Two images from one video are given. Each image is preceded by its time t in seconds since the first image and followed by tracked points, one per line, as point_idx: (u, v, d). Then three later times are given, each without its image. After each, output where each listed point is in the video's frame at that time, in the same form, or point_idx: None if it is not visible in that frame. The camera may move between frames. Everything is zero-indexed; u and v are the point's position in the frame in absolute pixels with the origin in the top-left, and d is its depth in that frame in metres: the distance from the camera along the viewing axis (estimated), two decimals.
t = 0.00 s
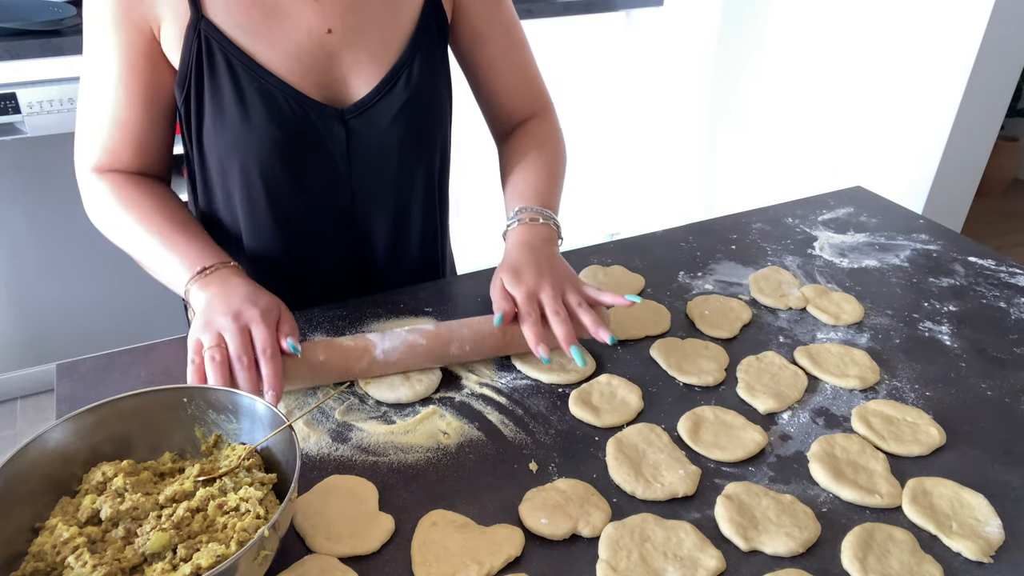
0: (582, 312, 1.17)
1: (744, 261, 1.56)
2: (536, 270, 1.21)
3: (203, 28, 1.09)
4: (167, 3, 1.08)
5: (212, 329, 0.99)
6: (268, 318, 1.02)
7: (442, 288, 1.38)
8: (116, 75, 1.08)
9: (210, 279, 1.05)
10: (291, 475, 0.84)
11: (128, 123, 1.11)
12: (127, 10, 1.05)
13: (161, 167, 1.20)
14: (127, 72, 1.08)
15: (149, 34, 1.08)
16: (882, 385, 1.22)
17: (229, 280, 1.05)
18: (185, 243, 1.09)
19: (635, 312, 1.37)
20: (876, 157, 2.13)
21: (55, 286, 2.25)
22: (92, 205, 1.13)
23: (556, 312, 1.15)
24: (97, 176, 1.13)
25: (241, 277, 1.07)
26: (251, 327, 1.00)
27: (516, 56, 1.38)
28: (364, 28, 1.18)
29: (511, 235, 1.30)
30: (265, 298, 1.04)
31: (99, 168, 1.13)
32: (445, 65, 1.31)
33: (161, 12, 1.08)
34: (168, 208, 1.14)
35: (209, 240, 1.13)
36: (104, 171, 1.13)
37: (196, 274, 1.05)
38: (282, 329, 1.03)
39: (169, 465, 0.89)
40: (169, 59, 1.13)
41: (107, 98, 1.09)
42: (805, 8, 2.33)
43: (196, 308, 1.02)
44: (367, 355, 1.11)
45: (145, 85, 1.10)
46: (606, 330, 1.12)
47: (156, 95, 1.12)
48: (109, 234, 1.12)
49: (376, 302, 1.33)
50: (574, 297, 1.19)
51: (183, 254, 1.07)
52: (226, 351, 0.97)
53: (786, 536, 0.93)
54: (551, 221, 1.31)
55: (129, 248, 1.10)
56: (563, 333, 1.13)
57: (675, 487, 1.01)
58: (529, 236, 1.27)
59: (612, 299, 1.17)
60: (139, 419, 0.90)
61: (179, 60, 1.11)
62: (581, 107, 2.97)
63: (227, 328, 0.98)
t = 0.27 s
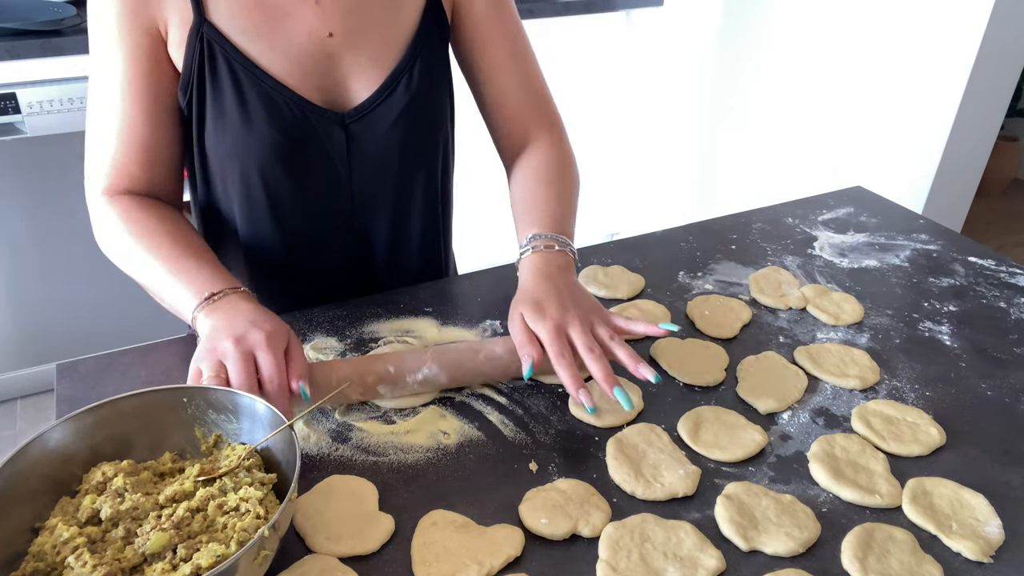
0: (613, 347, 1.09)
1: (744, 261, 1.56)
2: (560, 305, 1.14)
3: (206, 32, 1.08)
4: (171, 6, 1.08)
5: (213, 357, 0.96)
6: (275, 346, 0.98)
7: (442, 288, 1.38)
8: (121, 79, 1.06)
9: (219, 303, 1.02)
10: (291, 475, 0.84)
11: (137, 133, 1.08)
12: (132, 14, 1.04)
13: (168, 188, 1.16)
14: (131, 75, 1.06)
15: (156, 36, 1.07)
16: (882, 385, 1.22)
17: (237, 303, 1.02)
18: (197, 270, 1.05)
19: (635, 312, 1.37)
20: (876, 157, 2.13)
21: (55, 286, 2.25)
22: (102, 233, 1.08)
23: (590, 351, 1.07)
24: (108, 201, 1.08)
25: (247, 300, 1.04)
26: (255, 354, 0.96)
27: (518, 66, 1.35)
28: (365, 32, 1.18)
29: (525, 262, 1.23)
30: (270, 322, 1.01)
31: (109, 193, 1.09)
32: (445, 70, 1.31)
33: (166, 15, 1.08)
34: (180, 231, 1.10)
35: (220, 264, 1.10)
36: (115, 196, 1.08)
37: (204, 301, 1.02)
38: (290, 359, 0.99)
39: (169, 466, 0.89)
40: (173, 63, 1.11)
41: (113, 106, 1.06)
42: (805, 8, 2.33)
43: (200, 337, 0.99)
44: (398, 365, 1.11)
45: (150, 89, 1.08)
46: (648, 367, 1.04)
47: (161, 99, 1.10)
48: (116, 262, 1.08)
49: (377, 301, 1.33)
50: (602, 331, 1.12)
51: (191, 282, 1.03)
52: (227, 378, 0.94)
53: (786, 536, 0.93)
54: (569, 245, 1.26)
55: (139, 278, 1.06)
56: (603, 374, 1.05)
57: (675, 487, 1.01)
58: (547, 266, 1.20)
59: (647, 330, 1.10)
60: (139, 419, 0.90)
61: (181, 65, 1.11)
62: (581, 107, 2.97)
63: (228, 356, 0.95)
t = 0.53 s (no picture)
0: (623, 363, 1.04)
1: (744, 262, 1.56)
2: (569, 318, 1.10)
3: (207, 35, 1.08)
4: (174, 6, 1.07)
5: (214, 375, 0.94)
6: (276, 360, 0.95)
7: (442, 287, 1.38)
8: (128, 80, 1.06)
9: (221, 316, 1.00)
10: (291, 475, 0.84)
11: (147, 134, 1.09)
12: (137, 17, 1.04)
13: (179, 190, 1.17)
14: (139, 76, 1.07)
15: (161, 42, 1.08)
16: (882, 385, 1.22)
17: (237, 315, 1.00)
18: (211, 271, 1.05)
19: (636, 312, 1.37)
20: (876, 157, 2.13)
21: (55, 286, 2.25)
22: (119, 241, 1.07)
23: (599, 368, 1.03)
24: (125, 208, 1.07)
25: (250, 310, 1.00)
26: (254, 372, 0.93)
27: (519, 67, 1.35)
28: (367, 34, 1.19)
29: (532, 276, 1.20)
30: (272, 333, 0.98)
31: (126, 200, 1.08)
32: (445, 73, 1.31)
33: (170, 17, 1.08)
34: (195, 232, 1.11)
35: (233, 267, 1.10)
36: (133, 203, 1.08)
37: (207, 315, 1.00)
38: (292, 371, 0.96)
39: (169, 466, 0.89)
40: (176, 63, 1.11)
41: (122, 107, 1.07)
42: (805, 8, 2.33)
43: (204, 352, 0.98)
44: (401, 386, 1.07)
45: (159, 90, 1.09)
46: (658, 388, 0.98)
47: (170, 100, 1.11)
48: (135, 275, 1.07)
49: (377, 301, 1.33)
50: (612, 347, 1.07)
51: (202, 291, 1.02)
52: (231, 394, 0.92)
53: (786, 536, 0.93)
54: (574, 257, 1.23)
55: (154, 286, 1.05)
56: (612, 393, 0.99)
57: (675, 487, 1.01)
58: (555, 281, 1.17)
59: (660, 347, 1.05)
60: (139, 419, 0.90)
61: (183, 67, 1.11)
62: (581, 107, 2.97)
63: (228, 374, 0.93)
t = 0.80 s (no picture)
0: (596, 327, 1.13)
1: (744, 261, 1.56)
2: (547, 285, 1.18)
3: (205, 36, 1.08)
4: (171, 6, 1.07)
5: (219, 342, 0.97)
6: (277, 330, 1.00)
7: (442, 287, 1.38)
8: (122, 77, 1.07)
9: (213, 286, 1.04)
10: (291, 475, 0.84)
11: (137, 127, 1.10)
12: (132, 17, 1.04)
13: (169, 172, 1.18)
14: (132, 73, 1.07)
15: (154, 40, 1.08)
16: (882, 385, 1.22)
17: (234, 288, 1.04)
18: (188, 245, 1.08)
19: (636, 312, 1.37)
20: (875, 158, 2.13)
21: (55, 286, 2.25)
22: (103, 216, 1.11)
23: (571, 331, 1.12)
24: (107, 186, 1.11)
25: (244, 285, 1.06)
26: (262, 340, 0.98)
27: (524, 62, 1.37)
28: (367, 35, 1.18)
29: (517, 246, 1.26)
30: (273, 307, 1.03)
31: (108, 178, 1.11)
32: (443, 74, 1.31)
33: (165, 17, 1.08)
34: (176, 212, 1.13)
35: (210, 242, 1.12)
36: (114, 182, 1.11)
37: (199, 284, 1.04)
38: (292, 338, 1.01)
39: (169, 466, 0.89)
40: (172, 64, 1.12)
41: (112, 100, 1.08)
42: (805, 8, 2.33)
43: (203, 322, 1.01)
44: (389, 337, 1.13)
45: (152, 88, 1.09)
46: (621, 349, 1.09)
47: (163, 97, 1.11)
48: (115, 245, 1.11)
49: (377, 301, 1.33)
50: (586, 312, 1.16)
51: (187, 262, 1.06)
52: (237, 363, 0.96)
53: (786, 536, 0.93)
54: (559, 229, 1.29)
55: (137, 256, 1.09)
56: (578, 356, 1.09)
57: (675, 487, 1.01)
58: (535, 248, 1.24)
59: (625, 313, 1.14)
60: (139, 419, 0.90)
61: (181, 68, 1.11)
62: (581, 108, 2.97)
63: (236, 340, 0.97)
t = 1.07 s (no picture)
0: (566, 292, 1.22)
1: (744, 261, 1.56)
2: (524, 251, 1.26)
3: (205, 33, 1.09)
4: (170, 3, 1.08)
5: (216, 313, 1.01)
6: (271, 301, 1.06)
7: (442, 287, 1.38)
8: (118, 73, 1.09)
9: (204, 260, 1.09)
10: (291, 475, 0.84)
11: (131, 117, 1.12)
12: (129, 15, 1.05)
13: (162, 153, 1.22)
14: (129, 69, 1.09)
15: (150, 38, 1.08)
16: (882, 385, 1.22)
17: (225, 265, 1.09)
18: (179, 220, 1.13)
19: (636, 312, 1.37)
20: (875, 158, 2.13)
21: (55, 286, 2.26)
22: (95, 188, 1.15)
23: (543, 292, 1.20)
24: (99, 159, 1.15)
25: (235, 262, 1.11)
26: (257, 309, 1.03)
27: (519, 58, 1.42)
28: (366, 32, 1.18)
29: (498, 217, 1.34)
30: (263, 281, 1.08)
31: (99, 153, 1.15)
32: (444, 72, 1.31)
33: (160, 14, 1.08)
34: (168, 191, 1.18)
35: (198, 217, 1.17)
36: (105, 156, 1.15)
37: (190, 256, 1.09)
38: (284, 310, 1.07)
39: (169, 466, 0.89)
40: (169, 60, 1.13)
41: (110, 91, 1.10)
42: (805, 8, 2.33)
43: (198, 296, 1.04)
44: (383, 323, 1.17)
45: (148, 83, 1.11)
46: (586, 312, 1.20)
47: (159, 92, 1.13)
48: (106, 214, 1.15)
49: (377, 301, 1.33)
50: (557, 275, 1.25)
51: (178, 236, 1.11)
52: (235, 332, 1.00)
53: (786, 536, 0.93)
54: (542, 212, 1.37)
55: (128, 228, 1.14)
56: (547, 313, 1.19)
57: (675, 487, 1.01)
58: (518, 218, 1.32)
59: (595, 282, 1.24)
60: (139, 419, 0.90)
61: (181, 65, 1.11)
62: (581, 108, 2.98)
63: (232, 311, 1.01)
